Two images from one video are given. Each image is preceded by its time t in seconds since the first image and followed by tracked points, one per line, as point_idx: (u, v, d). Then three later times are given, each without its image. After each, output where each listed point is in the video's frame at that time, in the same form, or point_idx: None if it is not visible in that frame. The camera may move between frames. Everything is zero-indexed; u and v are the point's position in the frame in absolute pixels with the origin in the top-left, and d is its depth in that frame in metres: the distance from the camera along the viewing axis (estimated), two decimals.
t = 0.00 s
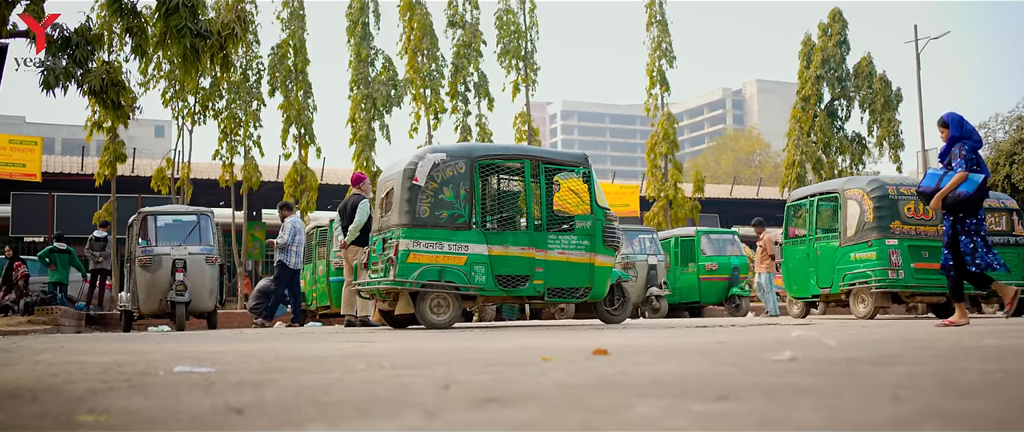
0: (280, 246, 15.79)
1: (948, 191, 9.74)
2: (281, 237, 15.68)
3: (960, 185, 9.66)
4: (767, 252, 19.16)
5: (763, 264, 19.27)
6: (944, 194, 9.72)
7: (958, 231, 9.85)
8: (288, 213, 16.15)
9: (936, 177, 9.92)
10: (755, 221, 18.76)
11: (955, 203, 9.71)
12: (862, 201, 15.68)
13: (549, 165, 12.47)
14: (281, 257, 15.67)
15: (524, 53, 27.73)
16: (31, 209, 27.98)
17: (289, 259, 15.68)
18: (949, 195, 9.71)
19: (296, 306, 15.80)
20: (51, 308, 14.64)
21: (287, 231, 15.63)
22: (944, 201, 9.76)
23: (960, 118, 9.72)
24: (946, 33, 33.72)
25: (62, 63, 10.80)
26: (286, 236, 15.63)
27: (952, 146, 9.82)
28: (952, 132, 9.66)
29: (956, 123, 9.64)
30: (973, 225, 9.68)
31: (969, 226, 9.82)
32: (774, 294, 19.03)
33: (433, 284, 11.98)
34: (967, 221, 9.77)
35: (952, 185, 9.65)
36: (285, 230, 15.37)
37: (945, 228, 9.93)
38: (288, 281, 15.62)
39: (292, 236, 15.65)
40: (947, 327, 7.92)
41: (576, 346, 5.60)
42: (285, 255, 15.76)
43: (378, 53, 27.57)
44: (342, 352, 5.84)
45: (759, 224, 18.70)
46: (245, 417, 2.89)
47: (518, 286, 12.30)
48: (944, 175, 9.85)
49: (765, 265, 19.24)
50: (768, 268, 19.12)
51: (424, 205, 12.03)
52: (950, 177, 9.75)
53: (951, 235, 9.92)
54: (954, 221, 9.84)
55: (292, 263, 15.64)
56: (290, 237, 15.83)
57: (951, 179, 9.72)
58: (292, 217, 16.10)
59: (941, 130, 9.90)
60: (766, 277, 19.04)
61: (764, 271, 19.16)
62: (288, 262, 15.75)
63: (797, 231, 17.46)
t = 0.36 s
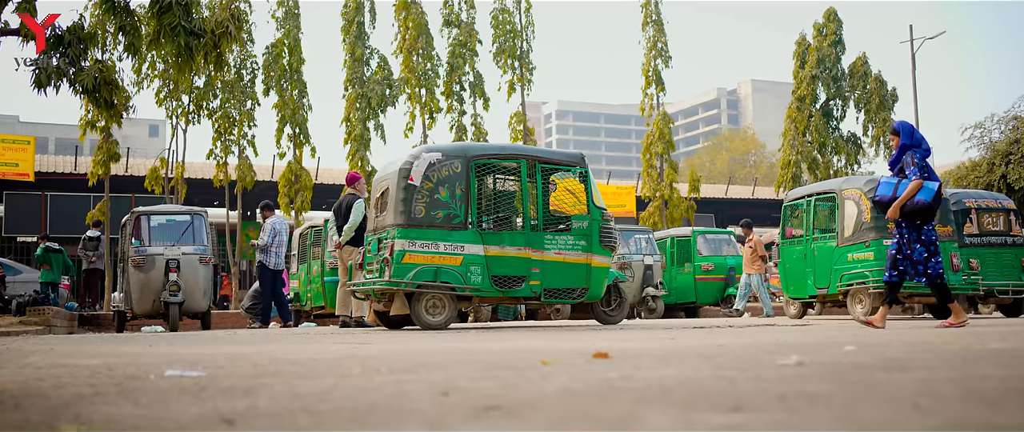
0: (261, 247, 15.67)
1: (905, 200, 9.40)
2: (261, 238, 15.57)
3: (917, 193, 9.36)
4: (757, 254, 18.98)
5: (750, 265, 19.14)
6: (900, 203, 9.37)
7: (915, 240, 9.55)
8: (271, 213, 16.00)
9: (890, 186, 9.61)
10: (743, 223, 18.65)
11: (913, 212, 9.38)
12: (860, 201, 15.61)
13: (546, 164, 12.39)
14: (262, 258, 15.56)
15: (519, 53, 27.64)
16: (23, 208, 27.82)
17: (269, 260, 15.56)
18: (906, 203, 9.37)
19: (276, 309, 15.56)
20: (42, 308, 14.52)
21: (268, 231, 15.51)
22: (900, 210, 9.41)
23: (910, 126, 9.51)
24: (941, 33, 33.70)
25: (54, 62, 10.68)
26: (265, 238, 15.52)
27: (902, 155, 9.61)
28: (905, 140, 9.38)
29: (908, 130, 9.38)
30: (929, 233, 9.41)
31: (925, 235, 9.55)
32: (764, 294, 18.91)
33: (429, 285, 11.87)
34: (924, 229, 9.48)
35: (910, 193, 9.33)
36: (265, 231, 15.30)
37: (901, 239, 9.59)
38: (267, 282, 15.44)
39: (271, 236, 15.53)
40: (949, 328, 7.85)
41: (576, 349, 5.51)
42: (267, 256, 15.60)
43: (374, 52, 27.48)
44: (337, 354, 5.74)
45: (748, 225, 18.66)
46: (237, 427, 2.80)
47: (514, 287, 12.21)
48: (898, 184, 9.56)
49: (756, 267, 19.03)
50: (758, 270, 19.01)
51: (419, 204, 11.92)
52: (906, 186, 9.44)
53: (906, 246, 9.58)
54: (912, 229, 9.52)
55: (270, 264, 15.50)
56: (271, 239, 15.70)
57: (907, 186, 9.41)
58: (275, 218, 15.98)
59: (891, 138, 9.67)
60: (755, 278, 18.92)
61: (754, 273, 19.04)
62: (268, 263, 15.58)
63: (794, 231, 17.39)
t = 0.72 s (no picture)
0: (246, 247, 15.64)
1: (857, 198, 9.09)
2: (247, 237, 15.56)
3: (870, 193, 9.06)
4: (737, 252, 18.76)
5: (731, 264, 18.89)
6: (853, 201, 9.06)
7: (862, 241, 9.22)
8: (255, 212, 15.98)
9: (843, 185, 9.27)
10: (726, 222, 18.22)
11: (864, 211, 9.06)
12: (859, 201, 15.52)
13: (544, 163, 12.32)
14: (248, 258, 15.52)
15: (517, 52, 27.55)
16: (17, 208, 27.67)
17: (256, 260, 15.55)
18: (859, 201, 9.06)
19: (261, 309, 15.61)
20: (35, 308, 14.38)
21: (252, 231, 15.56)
22: (852, 208, 9.10)
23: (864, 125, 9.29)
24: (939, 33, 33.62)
25: (48, 60, 10.60)
26: (251, 237, 15.50)
27: (854, 154, 9.33)
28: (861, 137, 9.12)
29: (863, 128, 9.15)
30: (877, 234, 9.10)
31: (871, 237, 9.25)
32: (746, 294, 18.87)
33: (426, 284, 11.75)
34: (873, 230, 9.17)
35: (862, 192, 9.03)
36: (250, 231, 15.32)
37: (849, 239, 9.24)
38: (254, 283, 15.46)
39: (256, 235, 15.52)
40: (953, 328, 7.77)
41: (578, 349, 5.41)
42: (253, 256, 15.61)
43: (370, 51, 27.37)
44: (332, 355, 5.63)
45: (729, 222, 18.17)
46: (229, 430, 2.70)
47: (512, 286, 12.09)
48: (851, 183, 9.24)
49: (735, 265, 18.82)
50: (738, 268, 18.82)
51: (416, 203, 11.80)
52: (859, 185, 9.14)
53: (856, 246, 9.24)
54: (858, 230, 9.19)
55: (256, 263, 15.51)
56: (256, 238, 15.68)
57: (860, 185, 9.10)
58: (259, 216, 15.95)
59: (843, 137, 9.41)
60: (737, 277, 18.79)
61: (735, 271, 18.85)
62: (255, 263, 15.58)
63: (792, 231, 17.31)
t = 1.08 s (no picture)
0: (236, 246, 15.55)
1: (806, 201, 9.35)
2: (238, 236, 15.48)
3: (818, 195, 9.32)
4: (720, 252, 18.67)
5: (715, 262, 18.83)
6: (801, 204, 9.33)
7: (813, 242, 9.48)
8: (244, 213, 15.90)
9: (792, 187, 9.54)
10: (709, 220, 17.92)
11: (813, 214, 9.33)
12: (858, 199, 15.42)
13: (541, 161, 12.20)
14: (238, 257, 15.42)
15: (513, 51, 27.44)
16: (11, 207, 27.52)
17: (245, 260, 15.45)
18: (806, 204, 9.33)
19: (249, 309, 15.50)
20: (27, 308, 14.24)
21: (242, 229, 15.47)
22: (801, 211, 9.36)
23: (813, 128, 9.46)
24: (935, 32, 33.56)
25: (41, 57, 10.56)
26: (242, 235, 15.43)
27: (802, 157, 9.51)
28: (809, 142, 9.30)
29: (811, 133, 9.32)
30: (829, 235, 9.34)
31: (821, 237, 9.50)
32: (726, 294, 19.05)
33: (422, 283, 11.64)
34: (822, 232, 9.42)
35: (809, 195, 9.30)
36: (241, 228, 15.25)
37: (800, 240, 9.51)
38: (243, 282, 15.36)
39: (247, 233, 15.45)
40: (956, 326, 7.68)
41: (577, 347, 5.31)
42: (242, 255, 15.52)
43: (366, 50, 27.26)
44: (326, 354, 5.52)
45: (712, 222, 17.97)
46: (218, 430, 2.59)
47: (509, 285, 12.00)
48: (798, 186, 9.50)
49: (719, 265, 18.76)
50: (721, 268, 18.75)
51: (412, 201, 11.70)
52: (807, 188, 9.41)
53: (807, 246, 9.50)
54: (808, 231, 9.45)
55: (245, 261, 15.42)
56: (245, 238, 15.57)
57: (809, 188, 9.37)
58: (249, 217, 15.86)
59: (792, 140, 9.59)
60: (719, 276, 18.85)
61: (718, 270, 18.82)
62: (244, 262, 15.50)
63: (791, 229, 17.18)
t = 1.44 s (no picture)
0: (230, 245, 15.48)
1: (761, 200, 9.34)
2: (233, 235, 15.40)
3: (773, 194, 9.31)
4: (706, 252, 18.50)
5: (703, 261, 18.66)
6: (756, 204, 9.31)
7: (773, 241, 9.43)
8: (237, 212, 15.83)
9: (749, 187, 9.52)
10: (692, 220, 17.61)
11: (769, 213, 9.29)
12: (859, 198, 15.35)
13: (540, 159, 12.12)
14: (232, 256, 15.34)
15: (511, 50, 27.34)
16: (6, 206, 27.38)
17: (239, 259, 15.40)
18: (761, 204, 9.31)
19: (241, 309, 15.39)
20: (22, 307, 14.13)
21: (238, 228, 15.39)
22: (757, 210, 9.34)
23: (768, 127, 9.54)
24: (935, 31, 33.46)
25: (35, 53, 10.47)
26: (239, 235, 15.36)
27: (760, 157, 9.61)
28: (763, 140, 9.37)
29: (764, 130, 9.41)
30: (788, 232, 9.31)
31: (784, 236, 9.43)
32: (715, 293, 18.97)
33: (420, 282, 11.54)
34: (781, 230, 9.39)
35: (765, 194, 9.29)
36: (237, 228, 15.17)
37: (761, 240, 9.44)
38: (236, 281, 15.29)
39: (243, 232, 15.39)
40: (961, 325, 7.61)
41: (579, 347, 5.20)
42: (236, 254, 15.44)
43: (364, 49, 27.15)
44: (322, 354, 5.42)
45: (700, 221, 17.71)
46: None
47: (508, 285, 11.89)
48: (755, 185, 9.51)
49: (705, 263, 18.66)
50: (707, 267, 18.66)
51: (410, 200, 11.61)
52: (762, 187, 9.42)
53: (767, 246, 9.43)
54: (769, 230, 9.41)
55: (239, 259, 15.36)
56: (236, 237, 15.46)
57: (764, 188, 9.38)
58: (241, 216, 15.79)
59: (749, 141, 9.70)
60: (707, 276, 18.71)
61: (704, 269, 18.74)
62: (239, 261, 15.45)
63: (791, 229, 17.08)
